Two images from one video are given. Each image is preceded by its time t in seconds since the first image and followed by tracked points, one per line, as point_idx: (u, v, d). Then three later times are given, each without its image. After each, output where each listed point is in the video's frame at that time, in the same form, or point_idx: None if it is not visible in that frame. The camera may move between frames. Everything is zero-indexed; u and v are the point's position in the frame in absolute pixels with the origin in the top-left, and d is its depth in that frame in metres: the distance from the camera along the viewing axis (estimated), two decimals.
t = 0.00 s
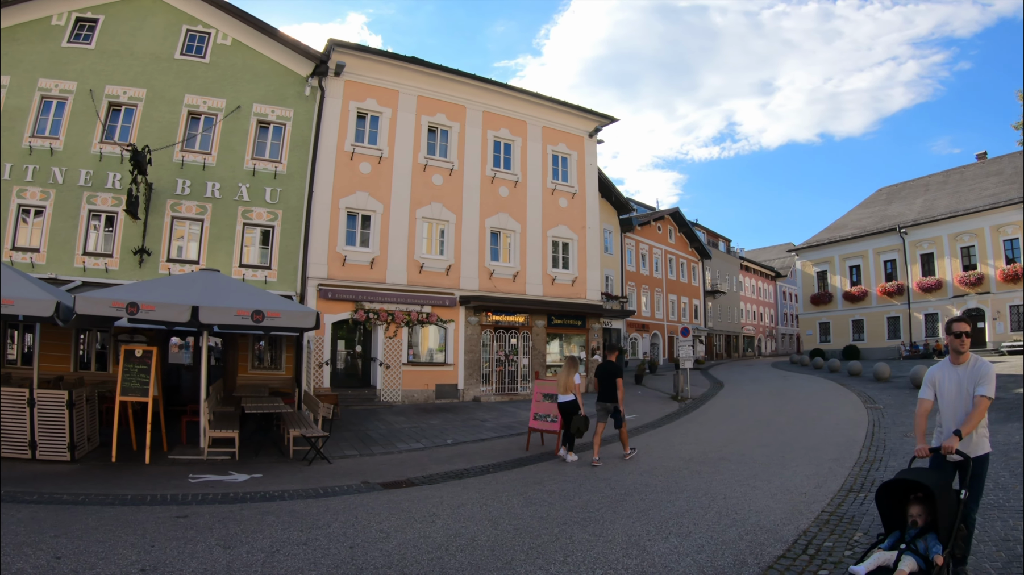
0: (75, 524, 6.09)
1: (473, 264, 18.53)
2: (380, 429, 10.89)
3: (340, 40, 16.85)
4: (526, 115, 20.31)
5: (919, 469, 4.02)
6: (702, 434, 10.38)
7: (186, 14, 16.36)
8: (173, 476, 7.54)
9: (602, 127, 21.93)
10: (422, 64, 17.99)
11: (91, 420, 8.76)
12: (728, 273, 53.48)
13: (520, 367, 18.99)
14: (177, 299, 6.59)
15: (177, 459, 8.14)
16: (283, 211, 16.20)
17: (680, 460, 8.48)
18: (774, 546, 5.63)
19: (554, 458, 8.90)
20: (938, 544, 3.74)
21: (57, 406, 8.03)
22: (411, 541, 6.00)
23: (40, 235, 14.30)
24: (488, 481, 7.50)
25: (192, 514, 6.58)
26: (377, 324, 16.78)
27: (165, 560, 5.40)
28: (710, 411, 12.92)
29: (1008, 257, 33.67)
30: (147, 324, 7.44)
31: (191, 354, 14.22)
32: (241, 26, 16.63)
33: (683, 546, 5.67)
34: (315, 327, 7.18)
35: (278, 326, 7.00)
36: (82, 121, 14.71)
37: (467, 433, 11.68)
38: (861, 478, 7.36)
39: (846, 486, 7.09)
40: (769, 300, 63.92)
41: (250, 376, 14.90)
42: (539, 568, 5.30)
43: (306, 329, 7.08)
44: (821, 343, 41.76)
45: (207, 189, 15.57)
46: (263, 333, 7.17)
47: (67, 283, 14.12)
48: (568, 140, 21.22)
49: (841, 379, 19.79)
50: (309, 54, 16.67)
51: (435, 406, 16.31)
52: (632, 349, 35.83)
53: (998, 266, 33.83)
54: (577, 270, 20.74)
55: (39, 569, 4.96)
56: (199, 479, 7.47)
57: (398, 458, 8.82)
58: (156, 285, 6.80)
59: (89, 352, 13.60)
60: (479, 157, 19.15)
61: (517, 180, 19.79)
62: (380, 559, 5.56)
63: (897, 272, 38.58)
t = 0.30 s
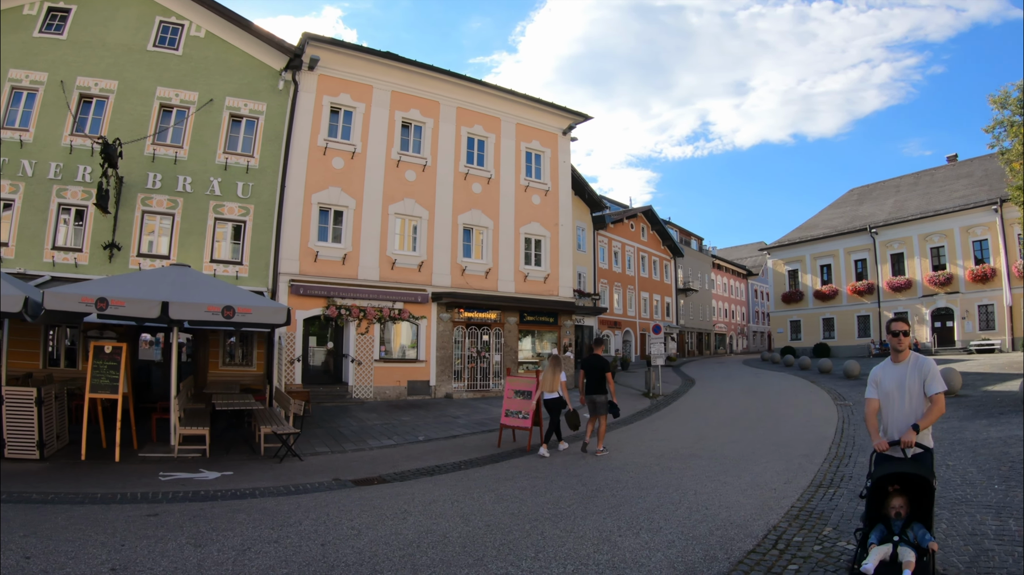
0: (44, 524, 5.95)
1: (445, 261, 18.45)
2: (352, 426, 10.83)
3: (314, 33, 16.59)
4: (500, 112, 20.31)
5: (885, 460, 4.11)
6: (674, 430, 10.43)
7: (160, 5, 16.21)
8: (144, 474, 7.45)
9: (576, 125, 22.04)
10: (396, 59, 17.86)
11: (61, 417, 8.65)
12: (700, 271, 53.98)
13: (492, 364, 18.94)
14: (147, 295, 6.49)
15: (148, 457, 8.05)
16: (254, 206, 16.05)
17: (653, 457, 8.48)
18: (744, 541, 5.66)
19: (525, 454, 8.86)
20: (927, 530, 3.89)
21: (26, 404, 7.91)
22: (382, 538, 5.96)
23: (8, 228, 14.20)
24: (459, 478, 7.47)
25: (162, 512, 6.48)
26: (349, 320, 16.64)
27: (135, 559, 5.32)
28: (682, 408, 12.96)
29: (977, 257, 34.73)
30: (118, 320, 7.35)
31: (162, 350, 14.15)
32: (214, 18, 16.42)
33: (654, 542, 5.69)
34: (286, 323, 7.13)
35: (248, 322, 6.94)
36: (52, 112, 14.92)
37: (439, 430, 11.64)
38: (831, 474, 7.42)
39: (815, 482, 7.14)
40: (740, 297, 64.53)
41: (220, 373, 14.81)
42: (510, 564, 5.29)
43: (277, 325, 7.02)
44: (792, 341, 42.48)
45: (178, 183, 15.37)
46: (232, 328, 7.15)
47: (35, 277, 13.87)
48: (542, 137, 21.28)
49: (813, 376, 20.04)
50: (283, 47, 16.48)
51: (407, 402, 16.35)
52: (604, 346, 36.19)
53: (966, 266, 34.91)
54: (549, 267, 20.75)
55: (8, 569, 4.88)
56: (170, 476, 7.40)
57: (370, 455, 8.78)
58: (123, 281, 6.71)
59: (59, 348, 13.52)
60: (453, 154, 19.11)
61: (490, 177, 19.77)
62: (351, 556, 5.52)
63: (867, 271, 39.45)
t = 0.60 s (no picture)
0: (7, 524, 5.70)
1: (415, 257, 18.70)
2: (321, 422, 10.76)
3: (287, 26, 16.64)
4: (472, 109, 20.60)
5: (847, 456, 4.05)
6: (644, 426, 10.49)
7: None
8: (111, 472, 7.33)
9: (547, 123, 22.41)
10: (369, 54, 17.96)
11: (26, 414, 8.49)
12: (669, 269, 54.60)
13: (461, 361, 19.23)
14: (115, 290, 6.42)
15: (115, 455, 7.93)
16: (224, 200, 16.16)
17: (623, 453, 8.49)
18: (712, 536, 5.70)
19: (494, 451, 8.85)
20: (896, 517, 3.93)
21: None
22: (352, 535, 5.93)
23: None
24: (429, 474, 7.45)
25: (131, 511, 6.39)
26: (318, 316, 16.79)
27: (104, 558, 5.22)
28: (652, 405, 13.02)
29: (945, 258, 35.88)
30: (85, 316, 7.25)
31: (129, 346, 14.03)
32: (186, 9, 16.36)
33: (623, 537, 5.72)
34: (256, 319, 7.18)
35: (216, 319, 6.95)
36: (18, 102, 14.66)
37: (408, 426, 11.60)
38: (798, 469, 7.48)
39: (783, 478, 7.19)
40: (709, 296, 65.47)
41: (189, 369, 15.16)
42: (479, 561, 5.29)
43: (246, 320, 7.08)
44: (760, 339, 43.14)
45: (147, 176, 15.41)
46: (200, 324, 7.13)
47: None
48: (513, 134, 21.68)
49: (781, 373, 20.43)
50: (255, 39, 16.60)
51: (375, 398, 16.48)
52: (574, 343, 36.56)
53: (933, 267, 36.01)
54: (519, 264, 21.15)
55: None
56: (138, 474, 7.29)
57: (340, 451, 8.74)
58: (90, 275, 6.63)
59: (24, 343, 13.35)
60: (424, 149, 19.34)
61: (461, 174, 20.08)
62: (320, 553, 5.48)
63: (834, 270, 40.47)
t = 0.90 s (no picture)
0: None
1: (387, 254, 18.89)
2: (291, 420, 10.69)
3: (260, 20, 16.71)
4: (446, 105, 20.78)
5: (815, 457, 3.86)
6: (615, 424, 10.54)
7: None
8: (79, 471, 7.22)
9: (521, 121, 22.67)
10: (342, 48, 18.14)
11: None
12: (641, 268, 55.58)
13: (433, 358, 19.44)
14: (83, 286, 6.40)
15: (83, 454, 7.80)
16: (194, 195, 16.13)
17: (594, 451, 8.49)
18: (682, 533, 5.72)
19: (465, 448, 8.83)
20: (866, 510, 3.62)
21: None
22: (322, 533, 5.90)
23: None
24: (399, 472, 7.42)
25: (100, 510, 6.27)
26: (289, 313, 16.92)
27: (74, 558, 5.13)
28: (623, 404, 13.07)
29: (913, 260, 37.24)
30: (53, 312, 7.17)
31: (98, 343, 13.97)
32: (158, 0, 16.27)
33: (593, 534, 5.72)
34: (224, 316, 7.13)
35: (186, 316, 6.99)
36: None
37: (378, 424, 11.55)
38: (766, 467, 7.53)
39: (752, 475, 7.23)
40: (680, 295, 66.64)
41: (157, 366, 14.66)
42: (450, 558, 5.27)
43: (215, 317, 7.08)
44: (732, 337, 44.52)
45: (117, 170, 15.29)
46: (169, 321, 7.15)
47: None
48: (487, 132, 21.87)
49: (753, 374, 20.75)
50: (228, 32, 16.54)
51: (345, 396, 16.66)
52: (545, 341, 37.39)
53: (902, 268, 37.47)
54: (491, 261, 21.39)
55: None
56: (106, 473, 7.20)
57: (311, 449, 8.69)
58: (57, 270, 6.57)
59: None
60: (397, 146, 19.48)
61: (434, 170, 20.23)
62: (290, 552, 5.44)
63: (805, 270, 41.83)
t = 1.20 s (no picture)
0: None
1: (356, 252, 19.00)
2: (260, 419, 10.65)
3: (233, 14, 16.71)
4: (417, 103, 20.97)
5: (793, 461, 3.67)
6: (585, 423, 10.59)
7: None
8: (44, 470, 7.09)
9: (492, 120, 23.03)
10: (314, 44, 18.24)
11: None
12: (611, 267, 56.67)
13: (403, 356, 19.63)
14: (48, 281, 6.38)
15: (48, 453, 7.64)
16: (163, 190, 16.12)
17: (564, 449, 8.52)
18: (650, 531, 5.75)
19: (434, 446, 8.84)
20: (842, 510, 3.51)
21: None
22: (291, 532, 5.85)
23: None
24: (368, 470, 7.40)
25: (66, 511, 6.16)
26: (257, 310, 16.95)
27: (38, 560, 5.01)
28: (593, 402, 13.17)
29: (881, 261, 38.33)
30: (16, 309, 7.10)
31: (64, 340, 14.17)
32: None
33: (561, 532, 5.73)
34: (193, 312, 7.33)
35: (154, 311, 7.11)
36: None
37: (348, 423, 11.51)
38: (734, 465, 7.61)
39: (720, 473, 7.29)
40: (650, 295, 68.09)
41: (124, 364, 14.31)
42: (419, 557, 5.25)
43: (184, 313, 7.24)
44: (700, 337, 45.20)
45: (85, 164, 15.22)
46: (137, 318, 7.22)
47: None
48: (458, 130, 22.13)
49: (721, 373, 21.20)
50: (201, 25, 16.51)
51: (315, 394, 16.83)
52: (514, 339, 38.35)
53: (870, 270, 38.40)
54: (460, 260, 21.71)
55: None
56: (72, 472, 7.08)
57: (280, 448, 8.64)
58: (23, 265, 6.53)
59: None
60: (368, 143, 19.62)
61: (405, 168, 20.42)
62: (259, 551, 5.39)
63: (774, 271, 42.55)
